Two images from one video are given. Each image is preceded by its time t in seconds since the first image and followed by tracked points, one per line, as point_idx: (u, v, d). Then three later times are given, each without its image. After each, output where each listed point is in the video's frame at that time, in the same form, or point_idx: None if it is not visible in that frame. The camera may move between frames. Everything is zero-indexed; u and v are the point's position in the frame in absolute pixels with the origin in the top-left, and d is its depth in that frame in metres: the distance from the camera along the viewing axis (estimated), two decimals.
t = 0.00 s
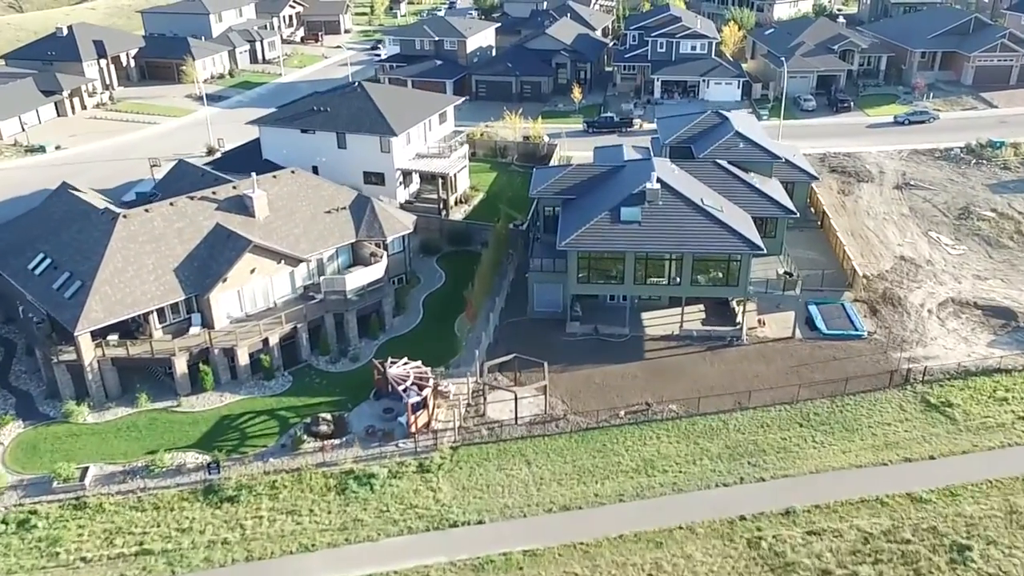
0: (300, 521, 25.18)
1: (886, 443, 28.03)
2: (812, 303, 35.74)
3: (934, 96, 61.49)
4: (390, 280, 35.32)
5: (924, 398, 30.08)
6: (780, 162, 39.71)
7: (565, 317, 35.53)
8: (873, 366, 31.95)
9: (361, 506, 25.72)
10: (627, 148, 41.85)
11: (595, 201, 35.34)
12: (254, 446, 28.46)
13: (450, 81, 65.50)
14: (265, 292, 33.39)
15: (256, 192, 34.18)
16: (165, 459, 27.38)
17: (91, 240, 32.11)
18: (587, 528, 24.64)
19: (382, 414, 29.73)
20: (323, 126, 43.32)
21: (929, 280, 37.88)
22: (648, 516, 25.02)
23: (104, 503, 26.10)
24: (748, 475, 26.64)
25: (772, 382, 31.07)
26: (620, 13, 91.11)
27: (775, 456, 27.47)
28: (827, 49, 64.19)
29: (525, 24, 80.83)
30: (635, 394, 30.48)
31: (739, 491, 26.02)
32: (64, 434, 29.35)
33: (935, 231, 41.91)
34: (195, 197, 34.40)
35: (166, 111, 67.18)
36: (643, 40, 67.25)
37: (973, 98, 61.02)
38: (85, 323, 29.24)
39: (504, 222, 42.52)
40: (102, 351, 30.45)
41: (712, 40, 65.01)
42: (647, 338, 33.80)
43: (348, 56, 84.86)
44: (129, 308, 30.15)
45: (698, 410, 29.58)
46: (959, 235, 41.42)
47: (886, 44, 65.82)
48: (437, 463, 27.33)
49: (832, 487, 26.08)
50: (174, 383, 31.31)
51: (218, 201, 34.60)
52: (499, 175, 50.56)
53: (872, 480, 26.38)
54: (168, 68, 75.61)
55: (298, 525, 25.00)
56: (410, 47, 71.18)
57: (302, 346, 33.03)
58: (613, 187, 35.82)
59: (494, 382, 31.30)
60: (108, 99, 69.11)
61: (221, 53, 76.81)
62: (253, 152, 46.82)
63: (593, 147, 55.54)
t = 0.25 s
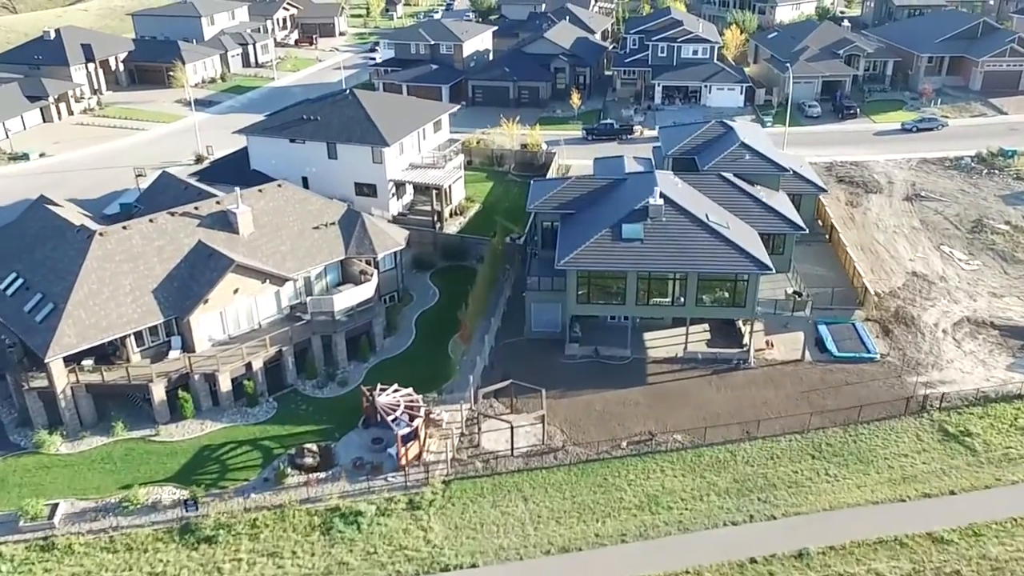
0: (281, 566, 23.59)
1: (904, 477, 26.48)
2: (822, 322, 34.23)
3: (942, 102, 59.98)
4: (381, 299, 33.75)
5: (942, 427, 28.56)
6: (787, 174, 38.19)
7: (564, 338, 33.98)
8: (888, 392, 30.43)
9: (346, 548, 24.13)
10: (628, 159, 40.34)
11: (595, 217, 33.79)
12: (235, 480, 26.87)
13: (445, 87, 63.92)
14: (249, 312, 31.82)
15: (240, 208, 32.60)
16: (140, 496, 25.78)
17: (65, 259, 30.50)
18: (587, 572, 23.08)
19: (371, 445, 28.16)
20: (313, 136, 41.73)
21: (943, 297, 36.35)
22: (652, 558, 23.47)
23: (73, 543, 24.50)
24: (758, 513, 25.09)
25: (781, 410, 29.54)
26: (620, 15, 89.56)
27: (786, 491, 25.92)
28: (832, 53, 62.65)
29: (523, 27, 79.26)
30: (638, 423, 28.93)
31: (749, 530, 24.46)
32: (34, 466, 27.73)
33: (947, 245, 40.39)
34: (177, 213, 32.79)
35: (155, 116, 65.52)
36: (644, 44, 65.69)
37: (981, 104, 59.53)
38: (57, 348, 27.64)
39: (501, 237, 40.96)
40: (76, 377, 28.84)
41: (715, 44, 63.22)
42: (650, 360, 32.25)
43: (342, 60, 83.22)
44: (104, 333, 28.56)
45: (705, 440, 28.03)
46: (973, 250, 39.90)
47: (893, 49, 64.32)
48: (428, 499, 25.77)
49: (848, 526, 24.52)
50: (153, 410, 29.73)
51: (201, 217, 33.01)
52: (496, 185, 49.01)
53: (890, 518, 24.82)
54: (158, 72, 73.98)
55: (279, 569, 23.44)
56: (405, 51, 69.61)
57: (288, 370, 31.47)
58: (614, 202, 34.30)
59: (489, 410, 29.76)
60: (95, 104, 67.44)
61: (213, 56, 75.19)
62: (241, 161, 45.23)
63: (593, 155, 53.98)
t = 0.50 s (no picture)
0: None
1: (925, 513, 24.94)
2: (834, 343, 32.74)
3: (952, 108, 58.46)
4: (372, 320, 32.20)
5: (963, 458, 27.03)
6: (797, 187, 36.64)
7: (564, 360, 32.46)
8: (905, 419, 28.91)
9: None
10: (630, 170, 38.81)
11: (597, 233, 32.24)
12: (216, 517, 25.35)
13: (442, 92, 62.53)
14: (233, 335, 30.28)
15: (225, 224, 31.07)
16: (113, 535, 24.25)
17: (39, 280, 28.95)
18: None
19: (360, 477, 26.66)
20: (304, 146, 40.17)
21: (960, 315, 34.81)
22: None
23: None
24: (770, 554, 23.56)
25: (793, 439, 28.01)
26: (620, 18, 88.02)
27: (800, 529, 24.38)
28: (838, 58, 61.10)
29: (521, 30, 77.71)
30: (643, 454, 27.41)
31: (761, 573, 22.94)
32: (3, 501, 26.19)
33: (962, 259, 38.88)
34: (158, 230, 31.25)
35: (145, 122, 63.95)
36: (645, 49, 64.14)
37: (992, 110, 58.02)
38: (27, 377, 26.11)
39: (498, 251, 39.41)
40: (49, 405, 27.31)
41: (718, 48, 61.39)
42: (654, 385, 30.73)
43: (338, 63, 81.66)
44: (79, 359, 27.02)
45: (713, 473, 26.50)
46: (989, 265, 38.38)
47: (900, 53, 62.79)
48: (420, 538, 24.24)
49: (867, 569, 22.99)
50: (131, 439, 28.20)
51: (184, 234, 31.47)
52: (494, 195, 47.48)
53: (911, 560, 23.29)
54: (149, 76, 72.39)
55: None
56: (401, 55, 68.05)
57: (274, 396, 29.92)
58: (617, 217, 32.74)
59: (485, 439, 28.24)
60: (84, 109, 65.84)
61: (205, 60, 73.61)
62: (230, 171, 43.68)
63: (593, 164, 52.45)
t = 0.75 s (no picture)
0: None
1: (949, 553, 23.43)
2: (847, 365, 31.27)
3: (961, 114, 57.02)
4: (364, 341, 30.72)
5: (987, 492, 25.53)
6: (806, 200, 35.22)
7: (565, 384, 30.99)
8: (923, 448, 27.45)
9: None
10: (634, 182, 37.36)
11: (599, 250, 30.78)
12: (195, 557, 23.86)
13: (440, 95, 61.49)
14: (217, 358, 28.80)
15: (208, 242, 29.58)
16: None
17: (11, 302, 27.43)
18: None
19: (349, 512, 25.16)
20: (294, 156, 38.69)
21: (978, 334, 33.35)
22: None
23: None
24: None
25: (807, 470, 26.54)
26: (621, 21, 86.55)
27: (816, 571, 22.88)
28: (845, 62, 59.66)
29: (520, 33, 76.23)
30: (648, 487, 25.93)
31: None
32: None
33: (978, 274, 37.42)
34: (139, 248, 29.76)
35: (135, 128, 62.45)
36: (647, 53, 62.66)
37: (1003, 116, 56.58)
38: None
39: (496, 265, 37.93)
40: (21, 436, 25.82)
41: (722, 52, 59.85)
42: (659, 411, 29.28)
43: (334, 67, 80.18)
44: (52, 387, 25.53)
45: (723, 509, 25.01)
46: (1006, 280, 36.91)
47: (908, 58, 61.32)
48: None
49: None
50: (108, 470, 26.71)
51: (166, 252, 29.98)
52: (492, 205, 46.02)
53: None
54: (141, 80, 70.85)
55: None
56: (397, 59, 66.53)
57: (260, 423, 28.46)
58: (620, 233, 31.29)
59: (481, 471, 26.77)
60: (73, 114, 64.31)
61: (197, 64, 72.08)
62: (219, 182, 42.20)
63: (594, 172, 51.01)
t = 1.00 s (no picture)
0: None
1: None
2: (862, 389, 29.85)
3: (973, 120, 55.56)
4: (355, 364, 29.26)
5: (1016, 529, 24.06)
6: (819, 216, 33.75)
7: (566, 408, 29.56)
8: (944, 479, 26.02)
9: None
10: (638, 195, 35.90)
11: (603, 269, 29.36)
12: None
13: (438, 100, 60.23)
14: (201, 383, 27.37)
15: (192, 261, 28.13)
16: None
17: None
18: None
19: (339, 550, 23.74)
20: (285, 167, 37.25)
21: (998, 355, 31.89)
22: None
23: None
24: None
25: (823, 504, 25.11)
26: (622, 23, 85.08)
27: None
28: (853, 67, 58.19)
29: (520, 36, 74.72)
30: (654, 523, 24.49)
31: None
32: None
33: (995, 290, 35.97)
34: (119, 266, 28.32)
35: (126, 133, 60.97)
36: (650, 57, 61.16)
37: (1015, 122, 55.11)
38: None
39: (495, 280, 36.49)
40: None
41: (727, 56, 58.29)
42: (665, 438, 27.86)
43: (330, 70, 78.70)
44: (23, 417, 24.07)
45: (734, 547, 23.59)
46: None
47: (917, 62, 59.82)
48: None
49: None
50: (84, 504, 25.27)
51: (148, 270, 28.50)
52: (490, 215, 44.57)
53: None
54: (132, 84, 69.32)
55: None
56: (394, 63, 65.07)
57: (245, 451, 27.06)
58: (625, 250, 29.89)
59: (478, 504, 25.34)
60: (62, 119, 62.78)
61: (190, 67, 70.59)
62: (208, 192, 40.76)
63: (595, 180, 49.56)
